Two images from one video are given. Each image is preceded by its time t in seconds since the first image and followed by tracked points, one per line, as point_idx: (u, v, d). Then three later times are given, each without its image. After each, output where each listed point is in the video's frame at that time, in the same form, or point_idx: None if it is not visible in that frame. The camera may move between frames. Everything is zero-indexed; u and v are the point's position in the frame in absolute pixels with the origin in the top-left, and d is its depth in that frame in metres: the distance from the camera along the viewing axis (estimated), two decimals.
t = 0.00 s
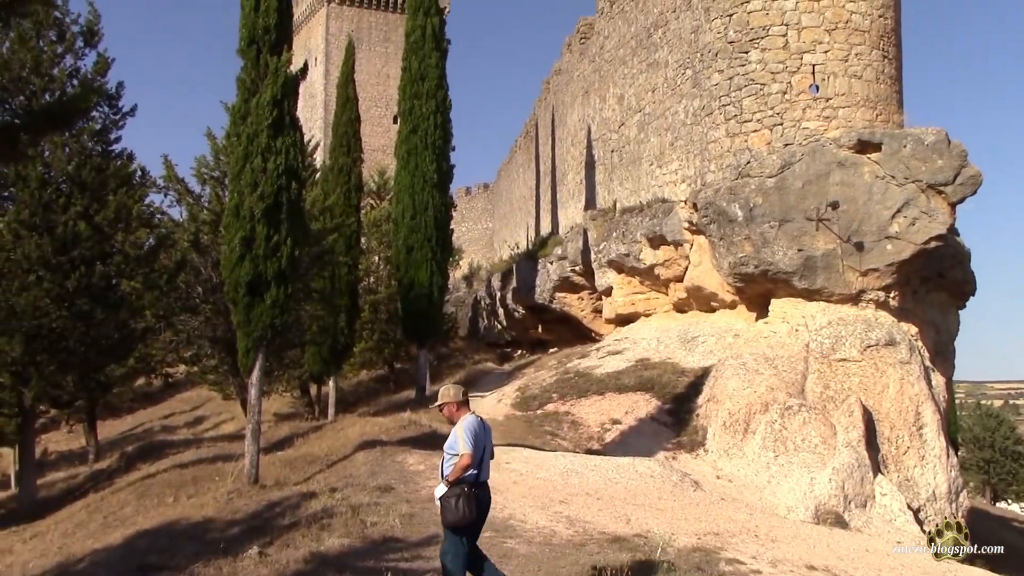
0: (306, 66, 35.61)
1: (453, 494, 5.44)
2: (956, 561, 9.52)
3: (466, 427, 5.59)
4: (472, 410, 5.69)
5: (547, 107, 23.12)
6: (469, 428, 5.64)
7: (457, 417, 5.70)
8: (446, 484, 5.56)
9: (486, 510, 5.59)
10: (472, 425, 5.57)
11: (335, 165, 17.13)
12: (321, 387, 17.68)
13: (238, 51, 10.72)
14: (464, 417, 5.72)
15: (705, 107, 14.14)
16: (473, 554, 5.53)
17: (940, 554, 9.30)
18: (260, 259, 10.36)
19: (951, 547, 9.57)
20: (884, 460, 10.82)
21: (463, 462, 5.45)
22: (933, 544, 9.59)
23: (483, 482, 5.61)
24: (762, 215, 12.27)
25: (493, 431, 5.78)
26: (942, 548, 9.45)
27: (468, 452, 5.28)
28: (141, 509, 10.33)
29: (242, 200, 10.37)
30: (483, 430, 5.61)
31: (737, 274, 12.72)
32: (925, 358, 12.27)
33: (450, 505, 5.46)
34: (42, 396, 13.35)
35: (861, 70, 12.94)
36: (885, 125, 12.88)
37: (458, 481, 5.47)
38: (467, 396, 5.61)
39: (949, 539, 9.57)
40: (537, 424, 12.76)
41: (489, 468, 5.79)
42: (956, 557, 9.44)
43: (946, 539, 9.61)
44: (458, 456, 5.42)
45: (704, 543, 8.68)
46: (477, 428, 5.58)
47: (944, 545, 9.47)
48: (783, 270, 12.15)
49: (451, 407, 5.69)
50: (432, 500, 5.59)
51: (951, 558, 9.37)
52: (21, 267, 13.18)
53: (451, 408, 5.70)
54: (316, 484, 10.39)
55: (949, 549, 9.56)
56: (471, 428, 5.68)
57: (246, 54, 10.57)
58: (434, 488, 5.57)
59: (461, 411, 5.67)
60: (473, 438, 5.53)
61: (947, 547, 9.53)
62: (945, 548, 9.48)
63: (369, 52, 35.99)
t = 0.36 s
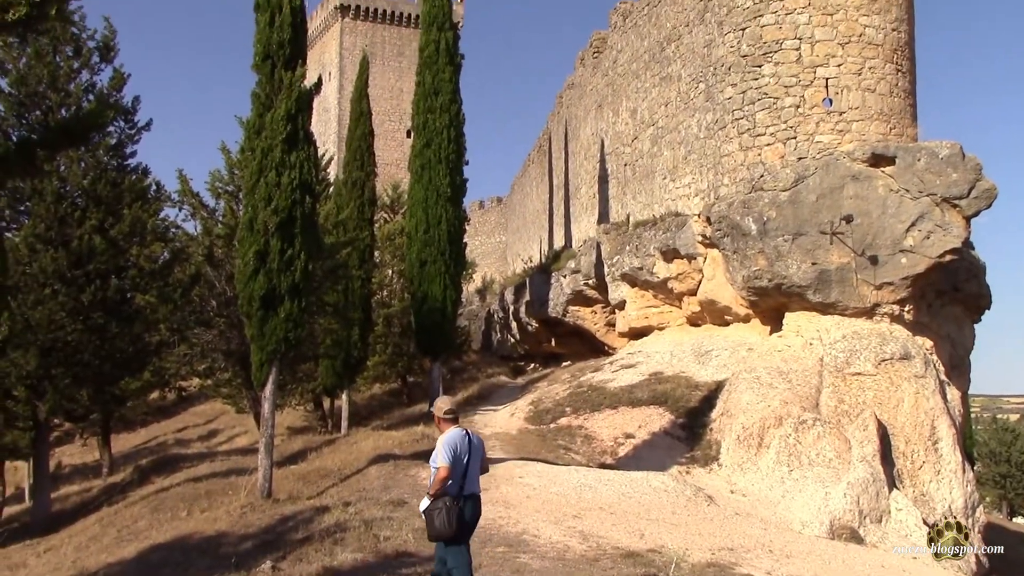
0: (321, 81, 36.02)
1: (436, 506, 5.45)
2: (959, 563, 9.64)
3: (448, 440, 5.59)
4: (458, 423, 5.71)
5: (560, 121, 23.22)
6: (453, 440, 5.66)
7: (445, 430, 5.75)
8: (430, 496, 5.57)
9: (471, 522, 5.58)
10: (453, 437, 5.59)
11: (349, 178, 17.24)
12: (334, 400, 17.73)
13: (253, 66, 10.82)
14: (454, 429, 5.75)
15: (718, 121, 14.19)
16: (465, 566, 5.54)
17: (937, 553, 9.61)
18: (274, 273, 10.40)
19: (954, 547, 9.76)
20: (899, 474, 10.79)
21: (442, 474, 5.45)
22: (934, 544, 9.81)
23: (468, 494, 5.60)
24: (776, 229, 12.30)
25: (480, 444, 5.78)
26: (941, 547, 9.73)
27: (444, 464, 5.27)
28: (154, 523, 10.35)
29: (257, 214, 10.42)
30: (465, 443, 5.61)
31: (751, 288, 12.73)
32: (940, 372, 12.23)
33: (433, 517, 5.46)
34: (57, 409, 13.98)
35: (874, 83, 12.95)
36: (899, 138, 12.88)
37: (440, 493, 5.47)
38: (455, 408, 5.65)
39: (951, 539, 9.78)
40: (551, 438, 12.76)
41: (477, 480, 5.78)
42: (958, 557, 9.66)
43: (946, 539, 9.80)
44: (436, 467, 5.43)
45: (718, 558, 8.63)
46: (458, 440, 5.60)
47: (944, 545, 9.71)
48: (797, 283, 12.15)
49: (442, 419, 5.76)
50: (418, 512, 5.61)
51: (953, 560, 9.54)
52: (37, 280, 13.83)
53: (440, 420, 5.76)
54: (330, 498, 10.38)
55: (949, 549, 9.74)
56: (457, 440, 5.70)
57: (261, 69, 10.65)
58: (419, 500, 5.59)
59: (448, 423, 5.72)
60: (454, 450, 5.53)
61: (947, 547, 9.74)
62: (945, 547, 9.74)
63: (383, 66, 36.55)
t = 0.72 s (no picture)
0: (333, 97, 36.25)
1: (412, 511, 5.72)
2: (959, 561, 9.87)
3: (431, 449, 5.88)
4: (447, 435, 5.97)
5: (571, 136, 23.29)
6: (439, 449, 5.93)
7: (435, 440, 6.02)
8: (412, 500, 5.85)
9: (447, 531, 5.80)
10: (438, 446, 5.86)
11: (360, 193, 17.33)
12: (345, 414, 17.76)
13: (266, 81, 10.93)
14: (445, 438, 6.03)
15: (729, 135, 14.22)
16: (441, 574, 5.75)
17: (941, 552, 9.78)
18: (285, 287, 10.43)
19: (952, 548, 9.94)
20: (913, 490, 10.73)
21: (420, 479, 5.73)
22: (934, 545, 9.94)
23: (446, 503, 5.83)
24: (788, 243, 12.31)
25: (467, 457, 6.02)
26: (943, 548, 9.87)
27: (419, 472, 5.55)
28: (166, 537, 10.35)
29: (268, 229, 10.46)
30: (447, 453, 5.85)
31: (762, 302, 12.72)
32: (954, 387, 12.16)
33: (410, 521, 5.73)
34: (69, 423, 14.03)
35: (886, 97, 12.95)
36: (911, 152, 12.86)
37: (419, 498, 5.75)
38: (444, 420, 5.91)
39: (949, 540, 9.94)
40: (562, 453, 12.75)
41: (461, 492, 6.00)
42: (956, 560, 9.85)
43: (946, 538, 9.96)
44: (415, 473, 5.71)
45: (731, 574, 8.56)
46: (441, 450, 5.86)
47: (946, 544, 9.90)
48: (809, 298, 12.13)
49: (435, 429, 6.05)
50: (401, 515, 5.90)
51: (954, 560, 9.76)
52: (50, 294, 14.02)
53: (433, 431, 6.06)
54: (342, 513, 10.36)
55: (949, 548, 9.94)
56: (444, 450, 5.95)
57: (274, 84, 10.73)
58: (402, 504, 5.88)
59: (438, 433, 6.00)
60: (435, 458, 5.81)
61: (947, 546, 9.90)
62: (946, 548, 9.90)
63: (394, 80, 36.71)
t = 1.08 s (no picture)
0: (344, 111, 36.43)
1: (400, 516, 6.20)
2: (958, 561, 10.03)
3: (423, 461, 6.40)
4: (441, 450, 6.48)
5: (581, 150, 23.33)
6: (433, 459, 6.42)
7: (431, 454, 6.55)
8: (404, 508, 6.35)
9: (432, 537, 6.25)
10: (430, 455, 6.35)
11: (370, 207, 17.37)
12: (355, 429, 17.77)
13: (277, 96, 11.00)
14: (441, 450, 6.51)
15: (739, 150, 14.23)
16: None
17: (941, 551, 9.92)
18: (296, 302, 10.45)
19: (951, 548, 10.06)
20: (925, 507, 10.66)
21: (409, 486, 6.25)
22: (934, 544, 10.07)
23: (433, 511, 6.29)
24: (798, 258, 12.30)
25: (458, 472, 6.48)
26: (942, 548, 9.99)
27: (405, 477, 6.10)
28: (176, 552, 10.35)
29: (280, 244, 10.49)
30: (438, 463, 6.33)
31: (773, 317, 12.69)
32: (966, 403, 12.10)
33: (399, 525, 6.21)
34: (80, 437, 14.17)
35: (896, 112, 12.94)
36: (922, 167, 12.83)
37: (407, 504, 6.25)
38: (440, 432, 6.39)
39: (949, 539, 10.06)
40: (572, 468, 12.72)
41: (452, 505, 6.43)
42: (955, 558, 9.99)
43: (946, 538, 10.09)
44: (404, 480, 6.25)
45: None
46: (433, 460, 6.35)
47: (946, 544, 10.04)
48: (819, 312, 12.10)
49: (433, 441, 6.54)
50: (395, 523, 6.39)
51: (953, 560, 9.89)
52: (62, 308, 14.41)
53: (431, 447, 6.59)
54: (351, 528, 10.35)
55: (949, 548, 10.06)
56: (438, 460, 6.44)
57: (285, 100, 10.78)
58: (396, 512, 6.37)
59: (434, 446, 6.50)
60: (423, 468, 6.32)
61: (948, 546, 10.03)
62: (945, 547, 10.03)
63: (404, 95, 36.88)
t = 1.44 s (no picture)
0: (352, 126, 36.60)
1: (391, 536, 6.38)
2: (959, 562, 10.16)
3: (407, 480, 6.56)
4: (424, 467, 6.62)
5: (589, 165, 23.36)
6: (414, 478, 6.57)
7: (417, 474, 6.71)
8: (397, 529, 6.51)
9: (426, 551, 6.35)
10: (409, 475, 6.51)
11: (378, 222, 17.44)
12: (362, 443, 17.76)
13: (287, 111, 11.07)
14: (424, 468, 6.65)
15: (747, 165, 14.24)
16: None
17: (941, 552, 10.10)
18: (305, 317, 10.47)
19: (952, 548, 10.22)
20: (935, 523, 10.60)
21: (393, 507, 6.43)
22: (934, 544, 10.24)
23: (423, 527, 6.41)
24: (807, 273, 12.33)
25: (443, 485, 6.59)
26: (942, 548, 10.17)
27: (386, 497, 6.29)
28: (183, 566, 10.32)
29: (288, 258, 10.51)
30: (417, 481, 6.46)
31: (781, 332, 12.68)
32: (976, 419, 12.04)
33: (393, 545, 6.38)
34: (89, 450, 14.13)
35: (905, 127, 12.96)
36: (931, 182, 12.83)
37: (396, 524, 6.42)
38: (416, 450, 6.53)
39: (949, 539, 10.23)
40: (580, 484, 12.69)
41: (443, 517, 6.53)
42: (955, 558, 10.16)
43: (946, 539, 10.26)
44: (388, 501, 6.43)
45: None
46: (413, 479, 6.50)
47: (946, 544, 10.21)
48: (828, 328, 12.07)
49: (416, 460, 6.69)
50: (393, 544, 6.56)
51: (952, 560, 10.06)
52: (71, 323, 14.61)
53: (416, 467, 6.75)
54: (358, 544, 10.31)
55: (950, 548, 10.22)
56: (419, 479, 6.58)
57: (294, 114, 10.84)
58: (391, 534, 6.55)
59: (416, 466, 6.65)
60: (405, 487, 6.48)
61: (948, 547, 10.20)
62: (945, 547, 10.20)
63: (412, 111, 37.02)
